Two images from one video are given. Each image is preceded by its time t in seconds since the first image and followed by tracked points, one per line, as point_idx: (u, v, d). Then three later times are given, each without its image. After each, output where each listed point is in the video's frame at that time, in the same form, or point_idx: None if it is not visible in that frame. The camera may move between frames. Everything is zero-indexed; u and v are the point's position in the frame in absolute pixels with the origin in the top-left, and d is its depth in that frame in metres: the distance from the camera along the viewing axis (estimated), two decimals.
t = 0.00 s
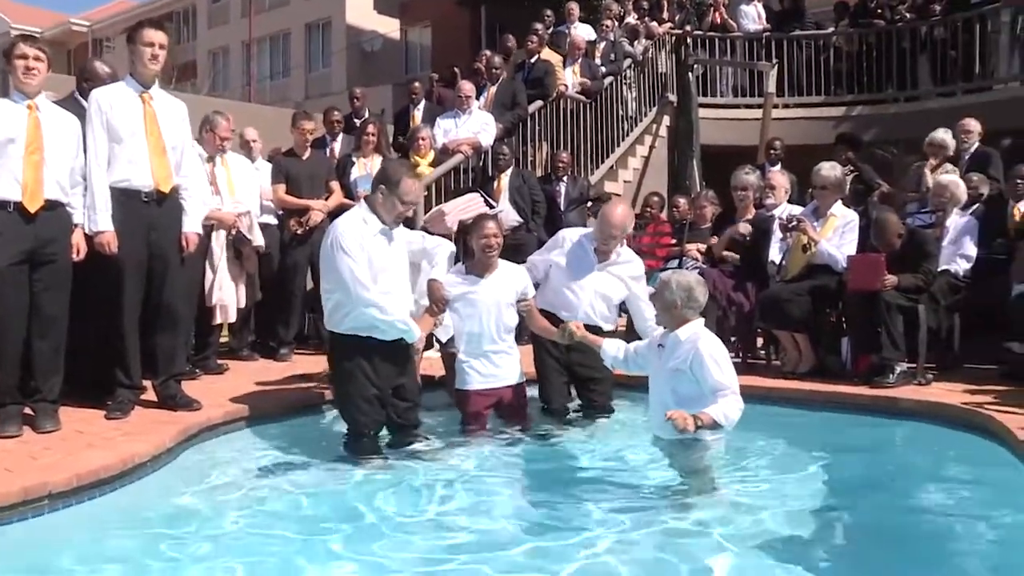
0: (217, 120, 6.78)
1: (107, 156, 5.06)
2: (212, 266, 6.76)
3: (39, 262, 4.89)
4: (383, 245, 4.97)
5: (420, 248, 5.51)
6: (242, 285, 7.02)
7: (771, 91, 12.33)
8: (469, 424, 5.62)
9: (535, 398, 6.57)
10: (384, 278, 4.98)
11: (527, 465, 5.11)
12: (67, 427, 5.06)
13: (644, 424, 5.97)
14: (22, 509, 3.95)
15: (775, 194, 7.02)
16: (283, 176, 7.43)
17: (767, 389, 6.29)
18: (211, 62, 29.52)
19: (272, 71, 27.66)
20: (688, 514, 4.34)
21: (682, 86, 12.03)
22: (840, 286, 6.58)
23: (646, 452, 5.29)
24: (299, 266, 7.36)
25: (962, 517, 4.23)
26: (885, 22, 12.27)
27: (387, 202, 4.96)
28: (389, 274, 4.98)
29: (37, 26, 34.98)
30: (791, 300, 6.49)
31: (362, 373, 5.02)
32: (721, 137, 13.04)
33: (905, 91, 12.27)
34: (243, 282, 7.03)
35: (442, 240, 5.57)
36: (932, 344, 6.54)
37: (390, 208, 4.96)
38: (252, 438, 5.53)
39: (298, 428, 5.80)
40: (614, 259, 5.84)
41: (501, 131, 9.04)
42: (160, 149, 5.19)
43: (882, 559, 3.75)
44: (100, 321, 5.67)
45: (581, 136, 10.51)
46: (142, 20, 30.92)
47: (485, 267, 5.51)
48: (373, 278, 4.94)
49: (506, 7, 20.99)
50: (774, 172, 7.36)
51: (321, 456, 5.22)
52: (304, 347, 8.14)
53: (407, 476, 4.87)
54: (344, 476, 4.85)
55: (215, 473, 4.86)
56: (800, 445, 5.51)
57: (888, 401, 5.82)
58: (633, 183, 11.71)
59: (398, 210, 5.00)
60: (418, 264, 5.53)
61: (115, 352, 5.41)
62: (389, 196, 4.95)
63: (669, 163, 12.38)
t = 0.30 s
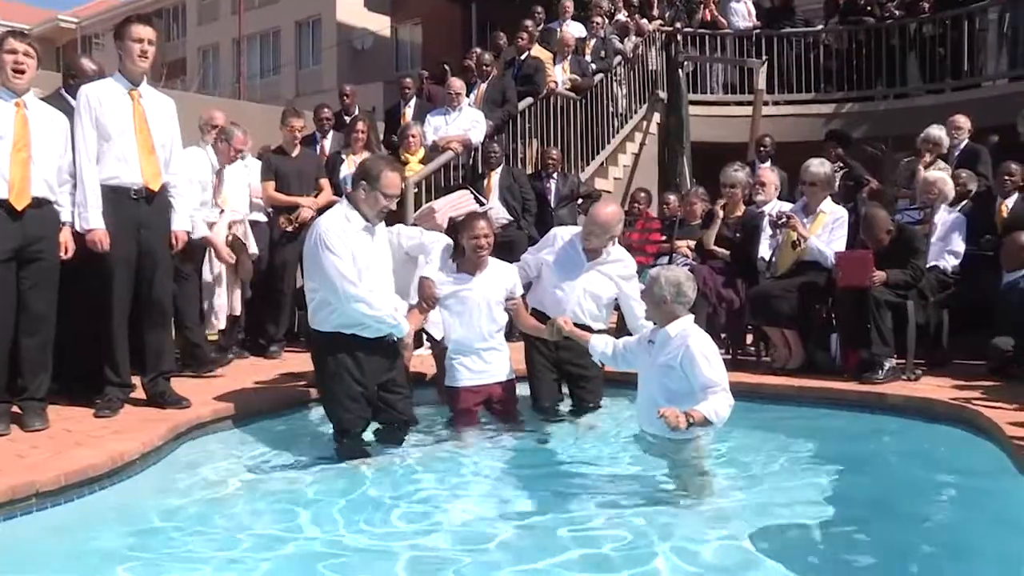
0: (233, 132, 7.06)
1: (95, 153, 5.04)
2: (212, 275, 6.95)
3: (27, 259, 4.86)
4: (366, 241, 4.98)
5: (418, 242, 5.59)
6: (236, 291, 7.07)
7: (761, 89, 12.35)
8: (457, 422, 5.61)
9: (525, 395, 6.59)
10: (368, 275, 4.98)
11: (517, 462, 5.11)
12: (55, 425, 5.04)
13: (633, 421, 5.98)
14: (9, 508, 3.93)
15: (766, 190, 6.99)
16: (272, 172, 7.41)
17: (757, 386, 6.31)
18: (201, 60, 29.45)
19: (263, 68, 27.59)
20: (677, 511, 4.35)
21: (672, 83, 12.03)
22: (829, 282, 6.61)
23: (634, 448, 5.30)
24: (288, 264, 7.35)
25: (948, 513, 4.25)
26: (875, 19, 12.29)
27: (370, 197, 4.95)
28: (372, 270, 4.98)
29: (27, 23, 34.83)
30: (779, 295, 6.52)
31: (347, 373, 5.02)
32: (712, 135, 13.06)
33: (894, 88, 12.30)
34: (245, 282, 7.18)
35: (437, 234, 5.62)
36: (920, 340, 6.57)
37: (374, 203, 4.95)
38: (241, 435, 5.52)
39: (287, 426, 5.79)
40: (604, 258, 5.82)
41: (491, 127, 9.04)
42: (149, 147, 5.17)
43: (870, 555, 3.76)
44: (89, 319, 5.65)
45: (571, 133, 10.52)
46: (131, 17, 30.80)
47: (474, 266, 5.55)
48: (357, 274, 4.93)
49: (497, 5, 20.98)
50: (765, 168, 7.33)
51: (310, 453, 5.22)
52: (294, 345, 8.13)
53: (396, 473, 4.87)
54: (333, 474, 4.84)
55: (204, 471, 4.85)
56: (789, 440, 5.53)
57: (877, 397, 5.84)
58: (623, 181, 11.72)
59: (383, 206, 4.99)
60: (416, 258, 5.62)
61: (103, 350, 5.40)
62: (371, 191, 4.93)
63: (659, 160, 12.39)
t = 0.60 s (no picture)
0: (259, 166, 7.03)
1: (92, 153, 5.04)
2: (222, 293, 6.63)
3: (24, 259, 4.85)
4: (367, 240, 4.98)
5: (420, 240, 5.43)
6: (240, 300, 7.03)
7: (758, 87, 12.37)
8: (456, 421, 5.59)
9: (523, 394, 6.60)
10: (370, 272, 4.99)
11: (515, 461, 5.11)
12: (53, 426, 5.04)
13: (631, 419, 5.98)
14: (6, 509, 3.92)
15: (762, 188, 7.02)
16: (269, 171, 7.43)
17: (755, 384, 6.31)
18: (198, 60, 29.44)
19: (259, 68, 27.58)
20: (674, 509, 4.35)
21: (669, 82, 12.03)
22: (826, 280, 6.61)
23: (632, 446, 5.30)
24: (286, 263, 7.34)
25: (946, 510, 4.25)
26: (871, 17, 12.29)
27: (370, 194, 4.94)
28: (374, 268, 5.00)
29: (23, 23, 34.81)
30: (777, 293, 6.52)
31: (346, 372, 5.01)
32: (709, 133, 13.06)
33: (891, 86, 12.31)
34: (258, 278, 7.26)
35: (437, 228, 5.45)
36: (917, 337, 6.57)
37: (375, 201, 4.94)
38: (239, 435, 5.52)
39: (284, 426, 5.79)
40: (601, 257, 5.81)
41: (488, 126, 9.04)
42: (146, 146, 5.18)
43: (867, 552, 3.76)
44: (86, 319, 5.64)
45: (569, 132, 10.52)
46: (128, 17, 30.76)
47: (472, 264, 5.52)
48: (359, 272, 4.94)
49: (495, 3, 20.96)
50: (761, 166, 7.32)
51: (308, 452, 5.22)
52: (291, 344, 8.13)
53: (394, 472, 4.86)
54: (330, 473, 4.84)
55: (202, 471, 4.85)
56: (786, 438, 5.54)
57: (874, 394, 5.85)
58: (620, 179, 11.72)
59: (383, 202, 4.99)
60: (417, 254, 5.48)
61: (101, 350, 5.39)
62: (371, 189, 4.92)
63: (657, 159, 12.39)
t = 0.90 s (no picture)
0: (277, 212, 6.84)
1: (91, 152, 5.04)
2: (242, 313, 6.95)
3: (23, 259, 4.85)
4: (380, 239, 5.00)
5: (417, 242, 5.26)
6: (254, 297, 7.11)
7: (757, 87, 12.39)
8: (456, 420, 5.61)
9: (522, 394, 6.60)
10: (378, 271, 4.99)
11: (514, 461, 5.11)
12: (53, 426, 5.04)
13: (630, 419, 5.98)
14: (5, 509, 3.92)
15: (761, 189, 7.03)
16: (269, 171, 7.49)
17: (754, 384, 6.31)
18: (198, 60, 29.44)
19: (259, 68, 27.58)
20: (673, 509, 4.34)
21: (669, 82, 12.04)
22: (826, 280, 6.61)
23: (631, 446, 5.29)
24: (286, 263, 7.34)
25: (946, 511, 4.25)
26: (871, 18, 12.29)
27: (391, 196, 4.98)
28: (382, 268, 5.00)
29: (22, 23, 34.79)
30: (776, 294, 6.52)
31: (352, 372, 5.00)
32: (708, 133, 13.07)
33: (890, 86, 12.32)
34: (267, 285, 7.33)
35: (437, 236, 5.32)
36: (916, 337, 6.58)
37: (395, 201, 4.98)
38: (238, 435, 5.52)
39: (283, 426, 5.79)
40: (600, 258, 5.80)
41: (488, 126, 9.05)
42: (145, 146, 5.17)
43: (866, 553, 3.76)
44: (86, 319, 5.64)
45: (568, 132, 10.52)
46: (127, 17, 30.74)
47: (471, 265, 5.54)
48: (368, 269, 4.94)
49: (495, 3, 20.93)
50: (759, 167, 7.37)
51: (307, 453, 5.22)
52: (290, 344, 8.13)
53: (394, 472, 4.86)
54: (329, 473, 4.84)
55: (201, 471, 4.85)
56: (785, 438, 5.54)
57: (874, 394, 5.85)
58: (620, 180, 11.72)
59: (403, 206, 5.04)
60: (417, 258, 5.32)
61: (100, 350, 5.39)
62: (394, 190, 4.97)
63: (656, 159, 12.39)
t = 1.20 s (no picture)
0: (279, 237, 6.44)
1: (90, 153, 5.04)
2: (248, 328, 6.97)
3: (22, 260, 4.85)
4: (393, 243, 5.03)
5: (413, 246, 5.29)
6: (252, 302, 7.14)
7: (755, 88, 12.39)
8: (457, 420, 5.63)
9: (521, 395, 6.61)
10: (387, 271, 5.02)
11: (513, 461, 5.12)
12: (52, 426, 5.05)
13: (629, 419, 5.99)
14: (4, 509, 3.93)
15: (759, 191, 7.04)
16: (268, 172, 7.52)
17: (753, 384, 6.33)
18: (196, 61, 29.43)
19: (257, 69, 27.57)
20: (672, 509, 4.35)
21: (668, 83, 12.04)
22: (825, 281, 6.61)
23: (630, 447, 5.30)
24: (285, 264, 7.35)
25: (944, 511, 4.26)
26: (869, 19, 12.29)
27: (410, 207, 5.00)
28: (391, 269, 5.02)
29: (21, 23, 34.77)
30: (774, 295, 6.53)
31: (356, 369, 5.06)
32: (707, 134, 13.08)
33: (889, 87, 12.33)
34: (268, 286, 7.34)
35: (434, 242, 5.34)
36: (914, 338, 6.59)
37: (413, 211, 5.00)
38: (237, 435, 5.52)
39: (282, 426, 5.79)
40: (595, 261, 5.79)
41: (487, 128, 9.05)
42: (144, 147, 5.18)
43: (864, 553, 3.77)
44: (84, 319, 5.64)
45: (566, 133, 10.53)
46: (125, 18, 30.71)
47: (468, 267, 5.55)
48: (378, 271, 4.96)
49: (493, 4, 20.90)
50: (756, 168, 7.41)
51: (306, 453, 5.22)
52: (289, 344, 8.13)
53: (393, 472, 4.86)
54: (328, 473, 4.84)
55: (199, 471, 4.85)
56: (784, 438, 5.55)
57: (872, 395, 5.86)
58: (619, 181, 11.73)
59: (417, 215, 5.05)
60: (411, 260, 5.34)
61: (99, 350, 5.39)
62: (414, 201, 5.00)
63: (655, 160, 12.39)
